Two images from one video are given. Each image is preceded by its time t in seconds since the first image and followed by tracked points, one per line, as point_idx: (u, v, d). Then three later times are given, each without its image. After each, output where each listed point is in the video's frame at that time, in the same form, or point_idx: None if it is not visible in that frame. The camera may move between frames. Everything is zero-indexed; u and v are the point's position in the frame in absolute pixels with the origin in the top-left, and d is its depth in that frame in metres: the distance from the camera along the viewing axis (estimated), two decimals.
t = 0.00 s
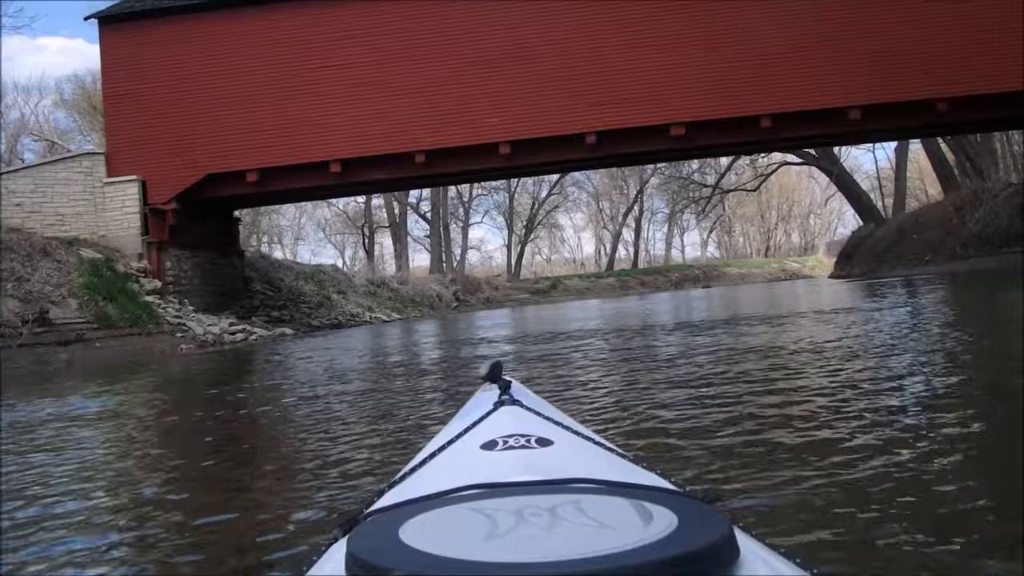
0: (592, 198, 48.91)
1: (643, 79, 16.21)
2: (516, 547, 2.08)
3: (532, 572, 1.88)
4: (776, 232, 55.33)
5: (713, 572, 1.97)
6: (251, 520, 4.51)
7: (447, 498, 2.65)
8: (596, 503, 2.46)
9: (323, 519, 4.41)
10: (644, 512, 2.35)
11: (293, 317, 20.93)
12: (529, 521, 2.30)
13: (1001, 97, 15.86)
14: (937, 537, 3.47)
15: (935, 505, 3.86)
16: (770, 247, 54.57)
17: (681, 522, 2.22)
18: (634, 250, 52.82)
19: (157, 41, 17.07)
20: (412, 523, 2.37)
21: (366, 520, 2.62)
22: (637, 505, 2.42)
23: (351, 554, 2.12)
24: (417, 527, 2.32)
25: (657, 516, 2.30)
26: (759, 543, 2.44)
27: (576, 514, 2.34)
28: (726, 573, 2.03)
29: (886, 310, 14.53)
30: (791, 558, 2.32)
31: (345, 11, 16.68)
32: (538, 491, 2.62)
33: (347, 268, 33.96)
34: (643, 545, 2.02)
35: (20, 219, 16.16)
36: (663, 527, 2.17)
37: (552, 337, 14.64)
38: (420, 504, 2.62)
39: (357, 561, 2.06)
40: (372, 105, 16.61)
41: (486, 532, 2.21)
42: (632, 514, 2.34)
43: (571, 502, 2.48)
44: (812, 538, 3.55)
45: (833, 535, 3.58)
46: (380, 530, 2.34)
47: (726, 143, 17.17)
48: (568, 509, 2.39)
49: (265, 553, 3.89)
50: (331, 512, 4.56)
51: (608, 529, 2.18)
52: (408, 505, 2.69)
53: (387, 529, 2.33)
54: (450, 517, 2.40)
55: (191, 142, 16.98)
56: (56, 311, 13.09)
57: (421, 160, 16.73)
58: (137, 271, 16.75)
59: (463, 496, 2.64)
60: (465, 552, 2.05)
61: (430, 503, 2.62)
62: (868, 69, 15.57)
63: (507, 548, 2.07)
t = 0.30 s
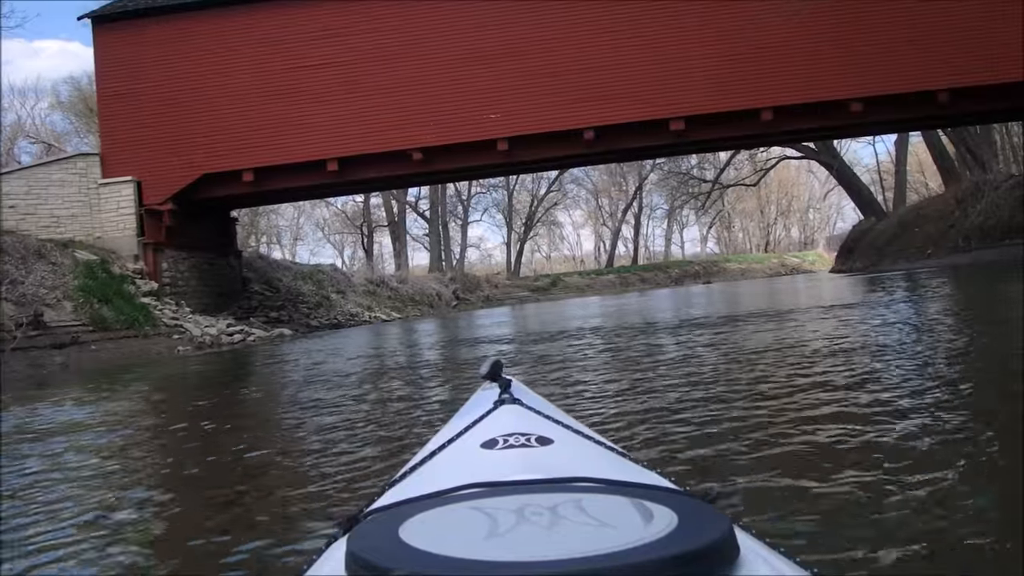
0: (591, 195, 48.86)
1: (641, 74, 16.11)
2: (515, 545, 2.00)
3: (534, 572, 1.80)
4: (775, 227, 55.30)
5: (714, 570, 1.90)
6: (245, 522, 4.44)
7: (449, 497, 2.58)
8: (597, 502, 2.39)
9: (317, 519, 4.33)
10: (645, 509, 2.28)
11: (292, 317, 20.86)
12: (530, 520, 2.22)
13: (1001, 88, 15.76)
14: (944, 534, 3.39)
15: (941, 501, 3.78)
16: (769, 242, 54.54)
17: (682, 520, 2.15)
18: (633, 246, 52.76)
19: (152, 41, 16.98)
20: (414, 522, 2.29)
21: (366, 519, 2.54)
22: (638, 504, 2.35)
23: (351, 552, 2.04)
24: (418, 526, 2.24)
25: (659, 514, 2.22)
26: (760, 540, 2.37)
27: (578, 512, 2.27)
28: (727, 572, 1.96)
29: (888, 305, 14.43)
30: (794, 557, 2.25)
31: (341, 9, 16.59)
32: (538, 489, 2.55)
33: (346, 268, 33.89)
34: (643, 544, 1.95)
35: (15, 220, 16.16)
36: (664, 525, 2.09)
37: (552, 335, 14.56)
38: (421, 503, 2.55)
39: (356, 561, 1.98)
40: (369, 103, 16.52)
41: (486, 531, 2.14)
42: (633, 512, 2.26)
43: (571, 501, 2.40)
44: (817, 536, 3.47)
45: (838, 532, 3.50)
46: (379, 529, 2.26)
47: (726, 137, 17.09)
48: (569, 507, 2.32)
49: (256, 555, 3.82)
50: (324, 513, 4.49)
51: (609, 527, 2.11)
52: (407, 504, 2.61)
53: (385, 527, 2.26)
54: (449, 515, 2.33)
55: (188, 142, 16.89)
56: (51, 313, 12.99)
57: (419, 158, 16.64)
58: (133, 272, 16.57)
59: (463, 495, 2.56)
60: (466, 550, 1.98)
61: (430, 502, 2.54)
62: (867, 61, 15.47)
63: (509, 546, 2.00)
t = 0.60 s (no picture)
0: (591, 192, 48.79)
1: (639, 70, 16.03)
2: (508, 543, 1.95)
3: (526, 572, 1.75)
4: (776, 225, 55.23)
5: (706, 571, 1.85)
6: (240, 521, 4.40)
7: (441, 497, 2.52)
8: (588, 500, 2.33)
9: (313, 519, 4.27)
10: (636, 508, 2.22)
11: (291, 316, 20.79)
12: (523, 520, 2.16)
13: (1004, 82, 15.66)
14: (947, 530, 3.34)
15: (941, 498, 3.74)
16: (770, 239, 54.47)
17: (675, 519, 2.09)
18: (634, 244, 52.70)
19: (149, 38, 16.91)
20: (406, 522, 2.23)
21: (357, 520, 2.48)
22: (632, 503, 2.29)
23: (344, 553, 2.00)
24: (410, 525, 2.19)
25: (650, 512, 2.17)
26: (755, 542, 2.31)
27: (572, 511, 2.21)
28: (719, 572, 1.91)
29: (891, 302, 14.37)
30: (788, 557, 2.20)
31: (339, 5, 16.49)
32: (530, 488, 2.49)
33: (346, 266, 33.82)
34: (635, 542, 1.90)
35: (13, 219, 16.02)
36: (657, 524, 2.04)
37: (552, 334, 14.47)
38: (414, 501, 2.49)
39: (349, 561, 1.93)
40: (366, 101, 16.47)
41: (479, 530, 2.08)
42: (625, 511, 2.21)
43: (563, 500, 2.34)
44: (817, 534, 3.42)
45: (838, 528, 3.46)
46: (372, 528, 2.20)
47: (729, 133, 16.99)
48: (561, 506, 2.27)
49: (253, 554, 3.79)
50: (322, 513, 4.45)
51: (602, 526, 2.05)
52: (399, 503, 2.55)
53: (378, 527, 2.20)
54: (441, 514, 2.27)
55: (185, 140, 16.84)
56: (48, 313, 12.92)
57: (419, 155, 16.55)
58: (132, 271, 16.53)
59: (457, 494, 2.50)
60: (457, 549, 1.93)
61: (423, 501, 2.48)
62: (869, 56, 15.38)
63: (502, 544, 1.95)
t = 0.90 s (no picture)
0: (606, 192, 48.65)
1: (655, 67, 15.94)
2: (503, 542, 2.07)
3: (511, 570, 1.86)
4: (792, 226, 54.95)
5: (696, 569, 1.99)
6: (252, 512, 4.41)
7: (431, 495, 2.69)
8: (577, 499, 2.48)
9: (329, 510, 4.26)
10: (627, 509, 2.36)
11: (304, 312, 20.78)
12: (513, 518, 2.29)
13: None
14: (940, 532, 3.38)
15: (934, 500, 3.80)
16: (786, 240, 54.20)
17: (664, 519, 2.23)
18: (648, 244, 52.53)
19: (166, 33, 16.99)
20: (397, 519, 2.38)
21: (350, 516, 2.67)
22: (621, 502, 2.44)
23: (336, 551, 2.12)
24: (402, 522, 2.33)
25: (641, 512, 2.31)
26: (745, 542, 2.45)
27: (562, 510, 2.36)
28: (708, 570, 2.05)
29: (908, 306, 14.24)
30: (774, 557, 2.34)
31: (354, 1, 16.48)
32: (520, 486, 2.67)
33: (359, 263, 33.73)
34: (628, 540, 2.02)
35: (28, 211, 15.62)
36: (646, 523, 2.17)
37: (564, 334, 14.41)
38: (405, 500, 2.67)
39: (341, 559, 2.05)
40: (380, 97, 16.47)
41: (471, 529, 2.20)
42: (616, 511, 2.34)
43: (554, 499, 2.49)
44: (813, 536, 3.45)
45: (832, 530, 3.50)
46: (365, 527, 2.32)
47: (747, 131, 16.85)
48: (551, 505, 2.41)
49: (267, 549, 3.76)
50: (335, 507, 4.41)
51: (592, 525, 2.18)
52: (389, 501, 2.73)
53: (370, 525, 2.33)
54: (433, 513, 2.40)
55: (198, 135, 16.89)
56: (60, 306, 12.90)
57: (434, 152, 16.54)
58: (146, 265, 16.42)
59: (448, 492, 2.68)
60: (450, 547, 2.04)
61: (414, 500, 2.64)
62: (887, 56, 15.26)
63: (494, 543, 2.07)
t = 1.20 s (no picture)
0: (625, 189, 48.46)
1: (676, 62, 15.77)
2: (503, 543, 2.04)
3: (512, 571, 1.83)
4: (813, 222, 54.53)
5: (697, 568, 1.95)
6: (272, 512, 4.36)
7: (430, 494, 2.62)
8: (577, 499, 2.44)
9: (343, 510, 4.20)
10: (627, 508, 2.32)
11: (322, 310, 20.73)
12: (512, 518, 2.26)
13: None
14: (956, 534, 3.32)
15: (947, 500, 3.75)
16: (806, 237, 53.81)
17: (665, 518, 2.19)
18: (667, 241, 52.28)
19: (182, 32, 17.00)
20: (396, 518, 2.34)
21: (348, 515, 2.59)
22: (620, 501, 2.39)
23: (336, 550, 2.07)
24: (400, 522, 2.29)
25: (641, 511, 2.27)
26: (744, 539, 2.39)
27: (562, 511, 2.31)
28: (710, 569, 2.01)
29: (931, 303, 14.04)
30: (774, 555, 2.30)
31: None
32: (519, 486, 2.61)
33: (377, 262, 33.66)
34: (628, 540, 1.99)
35: (45, 212, 16.36)
36: (645, 522, 2.14)
37: (582, 332, 14.30)
38: (402, 500, 2.59)
39: (340, 559, 2.01)
40: (395, 95, 16.42)
41: (469, 529, 2.16)
42: (616, 510, 2.31)
43: (553, 498, 2.45)
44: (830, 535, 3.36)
45: (848, 529, 3.42)
46: (364, 526, 2.27)
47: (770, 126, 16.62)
48: (551, 505, 2.37)
49: (286, 551, 3.67)
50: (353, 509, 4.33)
51: (592, 525, 2.14)
52: (388, 500, 2.66)
53: (370, 524, 2.28)
54: (431, 512, 2.36)
55: (215, 132, 16.86)
56: (78, 305, 12.85)
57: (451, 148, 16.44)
58: (163, 265, 16.50)
59: (447, 491, 2.62)
60: (450, 547, 2.01)
61: (413, 499, 2.57)
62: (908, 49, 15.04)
63: (493, 542, 2.04)
